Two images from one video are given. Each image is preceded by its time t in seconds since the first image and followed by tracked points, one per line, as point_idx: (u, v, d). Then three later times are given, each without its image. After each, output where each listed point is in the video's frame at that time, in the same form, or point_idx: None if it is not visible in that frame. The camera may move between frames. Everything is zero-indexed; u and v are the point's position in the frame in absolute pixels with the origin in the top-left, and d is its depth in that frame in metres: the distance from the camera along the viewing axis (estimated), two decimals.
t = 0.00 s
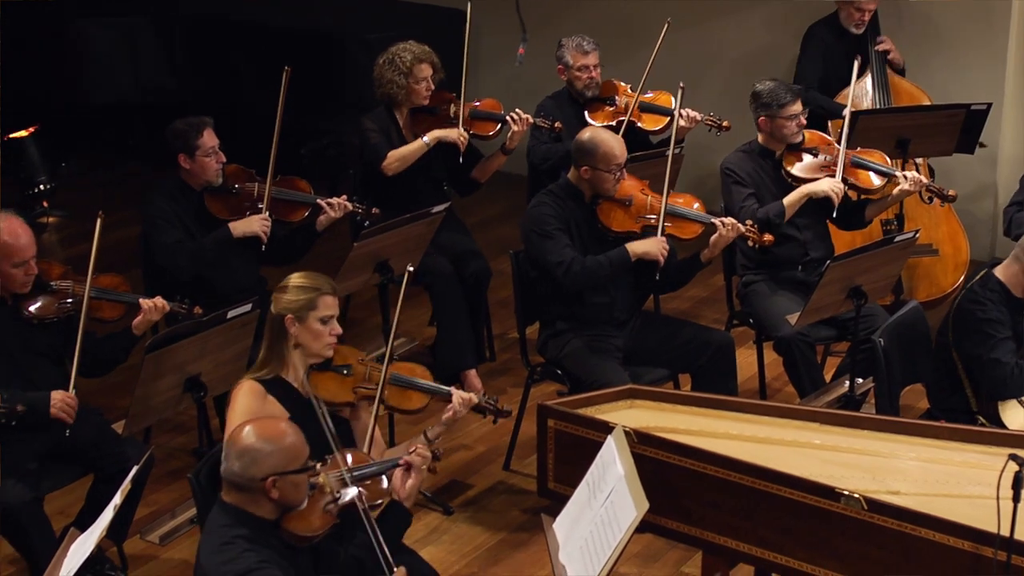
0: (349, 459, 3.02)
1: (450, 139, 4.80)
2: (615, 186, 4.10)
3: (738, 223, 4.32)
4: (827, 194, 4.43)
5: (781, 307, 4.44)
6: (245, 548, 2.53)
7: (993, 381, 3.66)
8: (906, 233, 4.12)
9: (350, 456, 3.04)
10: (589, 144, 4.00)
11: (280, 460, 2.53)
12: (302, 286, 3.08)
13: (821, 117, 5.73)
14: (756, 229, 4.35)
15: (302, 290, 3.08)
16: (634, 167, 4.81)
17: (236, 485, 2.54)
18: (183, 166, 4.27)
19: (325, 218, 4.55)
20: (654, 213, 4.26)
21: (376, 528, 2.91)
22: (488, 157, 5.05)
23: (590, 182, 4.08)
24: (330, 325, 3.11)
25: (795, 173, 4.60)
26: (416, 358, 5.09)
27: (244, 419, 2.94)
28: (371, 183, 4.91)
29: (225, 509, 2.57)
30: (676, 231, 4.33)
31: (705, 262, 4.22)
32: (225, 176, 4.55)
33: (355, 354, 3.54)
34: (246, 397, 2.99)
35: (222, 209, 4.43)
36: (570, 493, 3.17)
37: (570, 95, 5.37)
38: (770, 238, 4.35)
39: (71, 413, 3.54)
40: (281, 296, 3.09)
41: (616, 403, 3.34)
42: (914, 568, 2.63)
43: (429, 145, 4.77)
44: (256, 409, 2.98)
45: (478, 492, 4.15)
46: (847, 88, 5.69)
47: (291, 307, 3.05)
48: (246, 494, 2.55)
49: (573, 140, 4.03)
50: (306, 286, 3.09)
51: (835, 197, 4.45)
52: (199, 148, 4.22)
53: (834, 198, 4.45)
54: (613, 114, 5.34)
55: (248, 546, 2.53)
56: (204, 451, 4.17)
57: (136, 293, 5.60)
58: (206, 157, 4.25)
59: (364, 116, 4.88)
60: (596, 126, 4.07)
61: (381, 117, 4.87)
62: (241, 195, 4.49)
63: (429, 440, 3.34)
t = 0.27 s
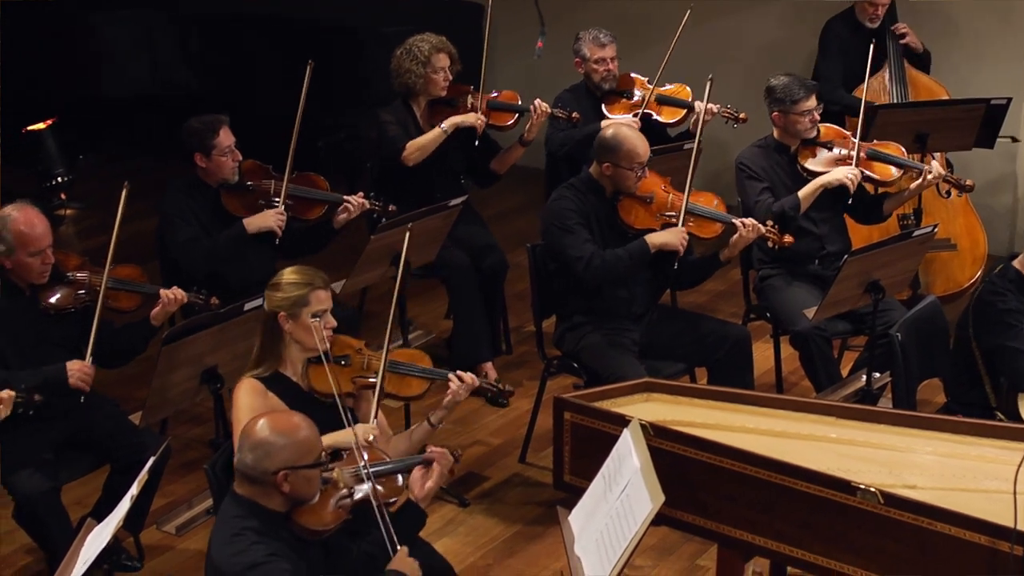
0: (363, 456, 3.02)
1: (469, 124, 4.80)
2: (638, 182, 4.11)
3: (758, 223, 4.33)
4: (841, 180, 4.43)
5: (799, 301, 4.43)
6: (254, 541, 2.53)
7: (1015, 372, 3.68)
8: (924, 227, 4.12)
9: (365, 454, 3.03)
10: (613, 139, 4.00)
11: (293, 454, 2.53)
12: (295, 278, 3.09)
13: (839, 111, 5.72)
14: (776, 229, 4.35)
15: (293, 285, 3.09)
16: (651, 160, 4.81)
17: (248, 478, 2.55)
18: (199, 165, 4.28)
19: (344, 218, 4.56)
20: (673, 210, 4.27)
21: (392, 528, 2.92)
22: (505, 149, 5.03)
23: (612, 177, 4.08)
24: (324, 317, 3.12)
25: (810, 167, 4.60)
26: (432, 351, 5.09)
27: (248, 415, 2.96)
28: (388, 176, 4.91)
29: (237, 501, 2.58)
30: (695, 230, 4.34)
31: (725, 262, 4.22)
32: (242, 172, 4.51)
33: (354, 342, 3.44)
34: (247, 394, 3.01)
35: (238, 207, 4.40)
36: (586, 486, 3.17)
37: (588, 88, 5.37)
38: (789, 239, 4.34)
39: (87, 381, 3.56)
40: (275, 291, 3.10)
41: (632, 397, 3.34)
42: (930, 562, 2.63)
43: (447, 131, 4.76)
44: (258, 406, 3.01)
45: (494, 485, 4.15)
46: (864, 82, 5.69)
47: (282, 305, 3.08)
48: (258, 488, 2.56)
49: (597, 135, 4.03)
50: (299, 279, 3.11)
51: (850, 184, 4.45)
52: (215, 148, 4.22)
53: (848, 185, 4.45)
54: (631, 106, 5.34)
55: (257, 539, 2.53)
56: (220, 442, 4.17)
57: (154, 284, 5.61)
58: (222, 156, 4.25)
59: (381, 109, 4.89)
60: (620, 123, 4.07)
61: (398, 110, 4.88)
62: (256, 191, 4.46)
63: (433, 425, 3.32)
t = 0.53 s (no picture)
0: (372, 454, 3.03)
1: (484, 135, 4.80)
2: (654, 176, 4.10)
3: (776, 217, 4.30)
4: (853, 188, 4.41)
5: (814, 295, 4.43)
6: (264, 534, 2.53)
7: None
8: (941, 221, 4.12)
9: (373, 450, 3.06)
10: (631, 134, 3.99)
11: (304, 449, 2.53)
12: (314, 282, 3.06)
13: (856, 104, 5.71)
14: (793, 223, 4.33)
15: (313, 287, 3.06)
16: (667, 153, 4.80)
17: (260, 471, 2.55)
18: (214, 163, 4.28)
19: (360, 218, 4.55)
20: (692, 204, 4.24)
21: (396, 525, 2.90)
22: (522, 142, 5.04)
23: (629, 171, 4.08)
24: (342, 318, 3.11)
25: (827, 163, 4.60)
26: (448, 344, 5.09)
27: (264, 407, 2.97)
28: (404, 168, 4.92)
29: (248, 494, 2.58)
30: (713, 224, 4.32)
31: (741, 256, 4.23)
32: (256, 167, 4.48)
33: (372, 344, 3.48)
34: (264, 394, 2.99)
35: (253, 204, 4.41)
36: (601, 479, 3.17)
37: (604, 81, 5.37)
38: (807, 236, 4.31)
39: (104, 394, 3.56)
40: (293, 293, 3.07)
41: (648, 390, 3.34)
42: (945, 557, 2.62)
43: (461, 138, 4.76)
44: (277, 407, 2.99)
45: (509, 478, 4.16)
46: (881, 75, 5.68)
47: (302, 307, 3.05)
48: (270, 481, 2.56)
49: (614, 130, 4.03)
50: (317, 281, 3.08)
51: (862, 192, 4.43)
52: (232, 147, 4.22)
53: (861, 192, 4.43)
54: (647, 100, 5.35)
55: (268, 532, 2.53)
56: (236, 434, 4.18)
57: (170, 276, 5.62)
58: (238, 155, 4.26)
59: (397, 100, 4.89)
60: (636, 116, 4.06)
61: (414, 102, 4.88)
62: (272, 189, 4.46)
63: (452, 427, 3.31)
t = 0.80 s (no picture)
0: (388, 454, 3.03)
1: (503, 109, 4.79)
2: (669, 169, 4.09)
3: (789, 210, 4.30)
4: (873, 163, 4.39)
5: (829, 287, 4.42)
6: (274, 527, 2.52)
7: None
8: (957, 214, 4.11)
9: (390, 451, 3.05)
10: (645, 126, 3.98)
11: (319, 443, 2.52)
12: (347, 287, 3.05)
13: (872, 96, 5.70)
14: (807, 217, 4.33)
15: (345, 292, 3.05)
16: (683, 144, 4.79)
17: (273, 461, 2.55)
18: (229, 157, 4.28)
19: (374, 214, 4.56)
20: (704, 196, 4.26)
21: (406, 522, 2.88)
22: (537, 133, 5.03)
23: (643, 164, 4.07)
24: (372, 324, 3.10)
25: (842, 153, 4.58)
26: (463, 335, 5.09)
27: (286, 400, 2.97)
28: (419, 158, 4.92)
29: (260, 485, 2.58)
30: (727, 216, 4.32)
31: (755, 248, 4.22)
32: (274, 162, 4.50)
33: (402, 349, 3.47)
34: (287, 387, 2.99)
35: (266, 198, 4.38)
36: (615, 470, 3.17)
37: (620, 72, 5.36)
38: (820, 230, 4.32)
39: (120, 360, 3.58)
40: (326, 295, 3.07)
41: (662, 381, 3.34)
42: (959, 550, 2.62)
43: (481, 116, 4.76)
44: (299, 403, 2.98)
45: (524, 469, 4.16)
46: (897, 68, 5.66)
47: (334, 309, 3.04)
48: (283, 472, 2.56)
49: (629, 121, 4.02)
50: (351, 286, 3.07)
51: (883, 167, 4.41)
52: (247, 141, 4.22)
53: (883, 167, 4.42)
54: (662, 92, 5.34)
55: (277, 525, 2.53)
56: (251, 424, 4.19)
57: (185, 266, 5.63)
58: (253, 150, 4.25)
59: (414, 91, 4.89)
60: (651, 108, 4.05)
61: (431, 92, 4.88)
62: (286, 181, 4.44)
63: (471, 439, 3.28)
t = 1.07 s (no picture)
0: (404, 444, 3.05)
1: (516, 112, 4.79)
2: (679, 154, 4.09)
3: (802, 193, 4.29)
4: (884, 167, 4.40)
5: (844, 279, 4.42)
6: (288, 515, 2.52)
7: None
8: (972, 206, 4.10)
9: (403, 442, 3.07)
10: (653, 112, 3.98)
11: (333, 432, 2.53)
12: (384, 287, 3.06)
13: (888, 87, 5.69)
14: (819, 201, 4.32)
15: (382, 292, 3.07)
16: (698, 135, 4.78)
17: (287, 449, 2.55)
18: (244, 149, 4.28)
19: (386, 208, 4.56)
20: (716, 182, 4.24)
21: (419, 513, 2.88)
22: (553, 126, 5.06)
23: (653, 150, 4.07)
24: (409, 326, 3.10)
25: (858, 146, 4.58)
26: (477, 325, 5.10)
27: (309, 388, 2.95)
28: (433, 149, 4.91)
29: (274, 473, 2.58)
30: (739, 201, 4.32)
31: (769, 232, 4.21)
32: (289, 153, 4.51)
33: (434, 349, 3.42)
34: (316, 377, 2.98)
35: (281, 190, 4.39)
36: (629, 461, 3.17)
37: (635, 63, 5.35)
38: (833, 211, 4.33)
39: (135, 357, 3.59)
40: (363, 291, 3.08)
41: (676, 372, 3.34)
42: (974, 542, 2.61)
43: (493, 116, 4.77)
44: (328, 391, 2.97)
45: (537, 459, 4.16)
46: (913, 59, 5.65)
47: (370, 308, 3.06)
48: (297, 461, 2.56)
49: (637, 108, 4.02)
50: (389, 286, 3.07)
51: (892, 171, 4.42)
52: (262, 133, 4.22)
53: (890, 172, 4.42)
54: (677, 83, 5.33)
55: (291, 513, 2.53)
56: (264, 414, 4.19)
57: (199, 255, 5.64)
58: (267, 142, 4.25)
59: (430, 82, 4.89)
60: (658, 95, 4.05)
61: (447, 82, 4.88)
62: (301, 173, 4.46)
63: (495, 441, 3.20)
